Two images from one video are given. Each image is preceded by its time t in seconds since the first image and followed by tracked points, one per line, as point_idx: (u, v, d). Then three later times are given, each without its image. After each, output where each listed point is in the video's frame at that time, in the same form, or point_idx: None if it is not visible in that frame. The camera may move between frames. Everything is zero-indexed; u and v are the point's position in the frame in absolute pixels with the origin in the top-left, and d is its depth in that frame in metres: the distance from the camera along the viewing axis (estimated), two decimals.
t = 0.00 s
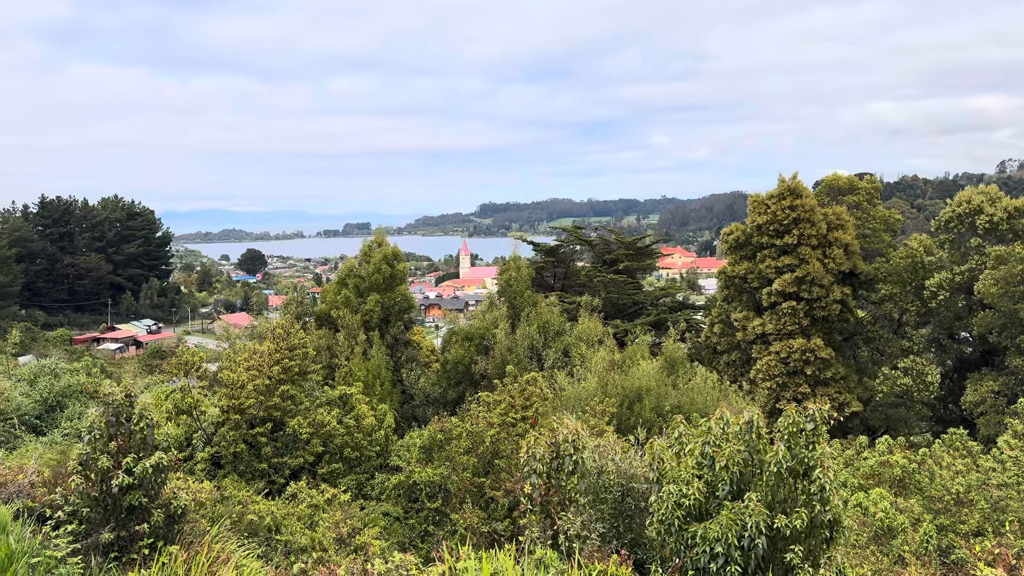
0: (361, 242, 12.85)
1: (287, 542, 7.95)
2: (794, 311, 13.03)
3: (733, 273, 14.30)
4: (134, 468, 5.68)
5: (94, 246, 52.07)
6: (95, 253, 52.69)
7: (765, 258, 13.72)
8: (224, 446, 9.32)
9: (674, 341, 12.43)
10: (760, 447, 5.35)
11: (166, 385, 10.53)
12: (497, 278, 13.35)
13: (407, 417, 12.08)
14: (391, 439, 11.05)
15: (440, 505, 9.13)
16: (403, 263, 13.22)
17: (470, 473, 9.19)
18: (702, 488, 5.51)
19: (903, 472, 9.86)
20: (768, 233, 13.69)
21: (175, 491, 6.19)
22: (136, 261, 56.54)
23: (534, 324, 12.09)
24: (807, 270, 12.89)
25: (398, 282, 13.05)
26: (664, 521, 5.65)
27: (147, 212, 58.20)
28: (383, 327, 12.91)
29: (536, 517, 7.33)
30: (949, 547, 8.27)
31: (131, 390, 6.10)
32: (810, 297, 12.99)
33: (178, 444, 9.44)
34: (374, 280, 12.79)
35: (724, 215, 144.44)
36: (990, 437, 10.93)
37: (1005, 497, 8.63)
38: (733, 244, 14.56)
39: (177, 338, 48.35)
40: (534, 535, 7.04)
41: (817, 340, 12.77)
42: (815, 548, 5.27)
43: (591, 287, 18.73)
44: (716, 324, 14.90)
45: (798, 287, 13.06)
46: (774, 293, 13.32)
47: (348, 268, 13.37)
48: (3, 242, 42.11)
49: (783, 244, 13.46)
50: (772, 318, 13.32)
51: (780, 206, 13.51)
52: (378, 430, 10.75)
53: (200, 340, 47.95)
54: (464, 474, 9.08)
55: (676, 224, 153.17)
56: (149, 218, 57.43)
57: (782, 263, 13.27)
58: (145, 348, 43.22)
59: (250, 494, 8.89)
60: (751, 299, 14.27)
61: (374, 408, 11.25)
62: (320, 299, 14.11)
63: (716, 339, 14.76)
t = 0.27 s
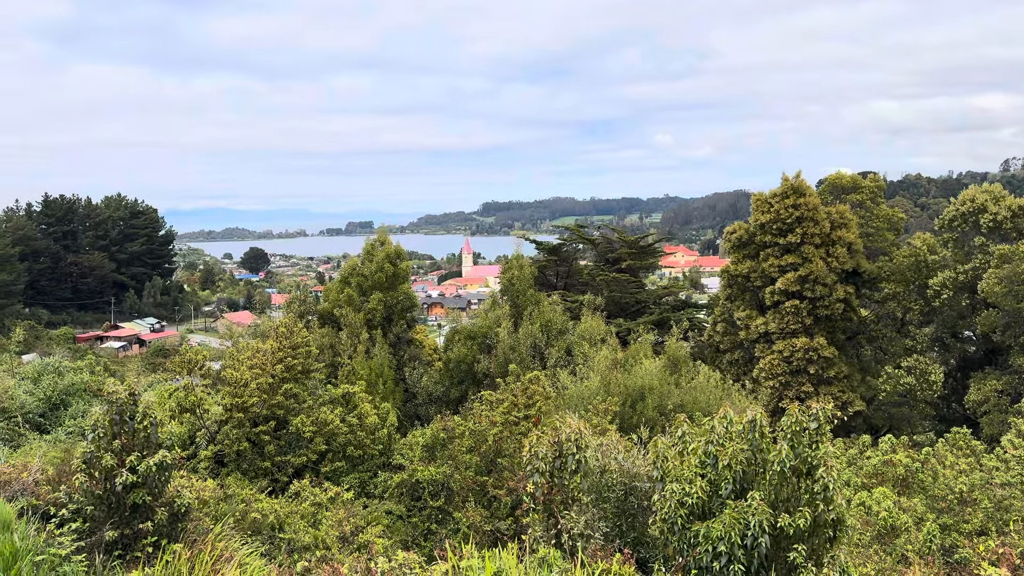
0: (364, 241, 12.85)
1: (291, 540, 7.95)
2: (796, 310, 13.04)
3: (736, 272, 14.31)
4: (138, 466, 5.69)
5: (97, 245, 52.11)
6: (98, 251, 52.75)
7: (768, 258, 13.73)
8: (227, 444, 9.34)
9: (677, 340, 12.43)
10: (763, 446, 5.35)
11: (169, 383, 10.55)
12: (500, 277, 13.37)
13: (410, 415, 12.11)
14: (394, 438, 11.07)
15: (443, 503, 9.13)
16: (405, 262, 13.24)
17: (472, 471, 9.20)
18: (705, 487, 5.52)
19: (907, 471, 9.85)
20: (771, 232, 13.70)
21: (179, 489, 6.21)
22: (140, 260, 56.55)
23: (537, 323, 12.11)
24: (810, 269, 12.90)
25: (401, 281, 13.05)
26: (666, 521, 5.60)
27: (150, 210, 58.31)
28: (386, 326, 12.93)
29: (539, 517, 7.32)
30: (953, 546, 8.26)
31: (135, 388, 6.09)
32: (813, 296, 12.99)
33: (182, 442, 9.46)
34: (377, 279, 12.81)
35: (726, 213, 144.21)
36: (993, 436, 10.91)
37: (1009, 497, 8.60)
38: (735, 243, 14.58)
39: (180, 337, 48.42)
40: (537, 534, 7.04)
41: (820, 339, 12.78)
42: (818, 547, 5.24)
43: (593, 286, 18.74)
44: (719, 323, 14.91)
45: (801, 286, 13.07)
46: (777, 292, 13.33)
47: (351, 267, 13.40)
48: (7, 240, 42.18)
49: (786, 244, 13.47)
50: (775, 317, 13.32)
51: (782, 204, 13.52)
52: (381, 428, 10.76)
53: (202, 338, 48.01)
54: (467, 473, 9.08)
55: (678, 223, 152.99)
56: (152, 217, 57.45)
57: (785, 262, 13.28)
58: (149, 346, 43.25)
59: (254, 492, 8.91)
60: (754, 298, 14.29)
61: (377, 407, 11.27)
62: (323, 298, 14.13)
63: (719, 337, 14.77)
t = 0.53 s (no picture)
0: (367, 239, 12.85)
1: (294, 537, 7.95)
2: (799, 309, 13.03)
3: (738, 270, 14.31)
4: (141, 463, 5.69)
5: (100, 242, 52.16)
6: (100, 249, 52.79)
7: (771, 256, 13.73)
8: (230, 442, 9.35)
9: (680, 338, 12.43)
10: (766, 445, 5.34)
11: (172, 380, 10.56)
12: (503, 275, 13.38)
13: (412, 413, 12.12)
14: (397, 435, 11.08)
15: (446, 501, 9.13)
16: (408, 260, 13.25)
17: (475, 469, 9.20)
18: (708, 485, 5.51)
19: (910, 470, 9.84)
20: (774, 231, 13.70)
21: (182, 487, 6.21)
22: (142, 257, 56.63)
23: (539, 321, 12.11)
24: (813, 268, 12.89)
25: (404, 278, 13.04)
26: (670, 519, 5.61)
27: (153, 208, 58.39)
28: (389, 324, 12.94)
29: (542, 515, 7.30)
30: (956, 545, 8.25)
31: (138, 386, 6.05)
32: (816, 294, 13.00)
33: (185, 440, 9.48)
34: (380, 277, 12.82)
35: (728, 212, 143.99)
36: (996, 435, 10.89)
37: (1012, 496, 8.58)
38: (738, 241, 14.57)
39: (182, 335, 48.50)
40: (540, 532, 7.04)
41: (823, 338, 12.77)
42: (821, 546, 5.26)
43: (596, 284, 18.75)
44: (721, 322, 14.91)
45: (803, 284, 13.07)
46: (780, 291, 13.32)
47: (353, 264, 13.41)
48: (10, 238, 42.25)
49: (789, 242, 13.47)
50: (777, 315, 13.32)
51: (785, 203, 13.51)
52: (384, 426, 10.77)
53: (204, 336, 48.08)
54: (469, 470, 9.08)
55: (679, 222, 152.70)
56: (155, 215, 57.47)
57: (788, 260, 13.28)
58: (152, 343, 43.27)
59: (257, 490, 8.92)
60: (756, 297, 14.29)
61: (380, 404, 11.29)
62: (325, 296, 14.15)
63: (721, 336, 14.78)
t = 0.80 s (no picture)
0: (369, 236, 12.85)
1: (296, 535, 7.95)
2: (802, 307, 13.02)
3: (741, 268, 14.30)
4: (144, 461, 5.69)
5: (103, 239, 52.15)
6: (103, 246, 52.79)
7: (774, 254, 13.73)
8: (233, 439, 9.35)
9: (682, 336, 12.42)
10: (769, 444, 5.31)
11: (175, 378, 10.58)
12: (505, 272, 13.39)
13: (414, 411, 12.13)
14: (399, 433, 11.08)
15: (448, 499, 9.12)
16: (410, 257, 13.25)
17: (477, 467, 9.19)
18: (710, 484, 5.49)
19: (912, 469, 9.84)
20: (777, 229, 13.68)
21: (185, 484, 6.20)
22: (145, 254, 56.69)
23: (542, 319, 12.12)
24: (816, 266, 12.89)
25: (406, 276, 13.05)
26: (672, 517, 5.61)
27: (156, 206, 58.48)
28: (391, 321, 12.94)
29: (544, 514, 7.28)
30: (959, 544, 8.24)
31: (142, 383, 5.99)
32: (819, 293, 12.99)
33: (188, 437, 9.49)
34: (382, 275, 12.82)
35: (729, 212, 143.84)
36: (999, 434, 10.87)
37: (1015, 495, 8.56)
38: (741, 239, 14.56)
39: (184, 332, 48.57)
40: (543, 530, 7.03)
41: (825, 336, 12.77)
42: (825, 545, 5.31)
43: (598, 282, 18.74)
44: (724, 320, 14.90)
45: (806, 283, 13.06)
46: (782, 289, 13.32)
47: (356, 262, 13.42)
48: (13, 235, 42.35)
49: (792, 240, 13.46)
50: (780, 314, 13.32)
51: (789, 201, 13.50)
52: (386, 424, 10.77)
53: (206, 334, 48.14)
54: (472, 468, 9.07)
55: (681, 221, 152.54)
56: (157, 212, 57.47)
57: (791, 258, 13.27)
58: (155, 340, 43.35)
59: (259, 487, 8.92)
60: (759, 295, 14.28)
61: (382, 402, 11.30)
62: (328, 293, 14.17)
63: (723, 334, 14.77)
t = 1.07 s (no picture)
0: (372, 234, 12.86)
1: (298, 532, 7.94)
2: (805, 305, 13.01)
3: (744, 266, 14.30)
4: (147, 457, 5.71)
5: (106, 236, 52.16)
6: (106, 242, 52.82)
7: (776, 252, 13.72)
8: (236, 436, 9.34)
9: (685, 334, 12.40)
10: (772, 442, 5.28)
11: (178, 375, 10.58)
12: (508, 270, 13.40)
13: (416, 408, 12.14)
14: (401, 430, 11.09)
15: (450, 496, 9.11)
16: (413, 255, 13.26)
17: (479, 465, 9.18)
18: (713, 482, 5.47)
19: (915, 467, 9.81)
20: (780, 227, 13.68)
21: (188, 481, 6.20)
22: (147, 251, 56.74)
23: (544, 316, 12.12)
24: (819, 264, 12.89)
25: (408, 274, 13.06)
26: (674, 515, 5.58)
27: (159, 203, 58.57)
28: (393, 318, 12.94)
29: (547, 512, 7.27)
30: (961, 543, 8.22)
31: (144, 380, 6.07)
32: (822, 291, 12.98)
33: (191, 433, 9.50)
34: (384, 272, 12.82)
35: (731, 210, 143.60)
36: (1002, 433, 10.85)
37: (1018, 494, 8.54)
38: (744, 237, 14.56)
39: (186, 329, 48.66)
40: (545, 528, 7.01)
41: (828, 334, 12.76)
42: (827, 543, 5.26)
43: (600, 280, 18.74)
44: (726, 318, 14.90)
45: (809, 280, 13.06)
46: (785, 287, 13.31)
47: (358, 259, 13.43)
48: (16, 232, 42.45)
49: (795, 238, 13.45)
50: (783, 312, 13.30)
51: (792, 199, 13.49)
52: (388, 421, 10.77)
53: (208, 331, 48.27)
54: (474, 466, 9.07)
55: (683, 220, 152.33)
56: (160, 209, 57.49)
57: (794, 256, 13.27)
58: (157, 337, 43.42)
59: (261, 484, 8.93)
60: (762, 293, 14.28)
61: (384, 399, 11.31)
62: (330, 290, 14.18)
63: (726, 332, 14.76)
